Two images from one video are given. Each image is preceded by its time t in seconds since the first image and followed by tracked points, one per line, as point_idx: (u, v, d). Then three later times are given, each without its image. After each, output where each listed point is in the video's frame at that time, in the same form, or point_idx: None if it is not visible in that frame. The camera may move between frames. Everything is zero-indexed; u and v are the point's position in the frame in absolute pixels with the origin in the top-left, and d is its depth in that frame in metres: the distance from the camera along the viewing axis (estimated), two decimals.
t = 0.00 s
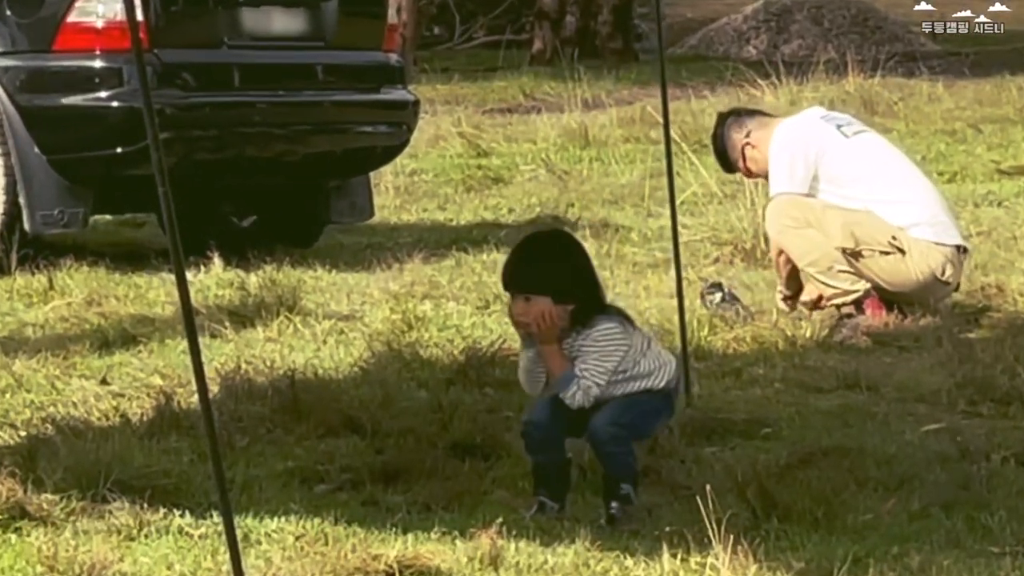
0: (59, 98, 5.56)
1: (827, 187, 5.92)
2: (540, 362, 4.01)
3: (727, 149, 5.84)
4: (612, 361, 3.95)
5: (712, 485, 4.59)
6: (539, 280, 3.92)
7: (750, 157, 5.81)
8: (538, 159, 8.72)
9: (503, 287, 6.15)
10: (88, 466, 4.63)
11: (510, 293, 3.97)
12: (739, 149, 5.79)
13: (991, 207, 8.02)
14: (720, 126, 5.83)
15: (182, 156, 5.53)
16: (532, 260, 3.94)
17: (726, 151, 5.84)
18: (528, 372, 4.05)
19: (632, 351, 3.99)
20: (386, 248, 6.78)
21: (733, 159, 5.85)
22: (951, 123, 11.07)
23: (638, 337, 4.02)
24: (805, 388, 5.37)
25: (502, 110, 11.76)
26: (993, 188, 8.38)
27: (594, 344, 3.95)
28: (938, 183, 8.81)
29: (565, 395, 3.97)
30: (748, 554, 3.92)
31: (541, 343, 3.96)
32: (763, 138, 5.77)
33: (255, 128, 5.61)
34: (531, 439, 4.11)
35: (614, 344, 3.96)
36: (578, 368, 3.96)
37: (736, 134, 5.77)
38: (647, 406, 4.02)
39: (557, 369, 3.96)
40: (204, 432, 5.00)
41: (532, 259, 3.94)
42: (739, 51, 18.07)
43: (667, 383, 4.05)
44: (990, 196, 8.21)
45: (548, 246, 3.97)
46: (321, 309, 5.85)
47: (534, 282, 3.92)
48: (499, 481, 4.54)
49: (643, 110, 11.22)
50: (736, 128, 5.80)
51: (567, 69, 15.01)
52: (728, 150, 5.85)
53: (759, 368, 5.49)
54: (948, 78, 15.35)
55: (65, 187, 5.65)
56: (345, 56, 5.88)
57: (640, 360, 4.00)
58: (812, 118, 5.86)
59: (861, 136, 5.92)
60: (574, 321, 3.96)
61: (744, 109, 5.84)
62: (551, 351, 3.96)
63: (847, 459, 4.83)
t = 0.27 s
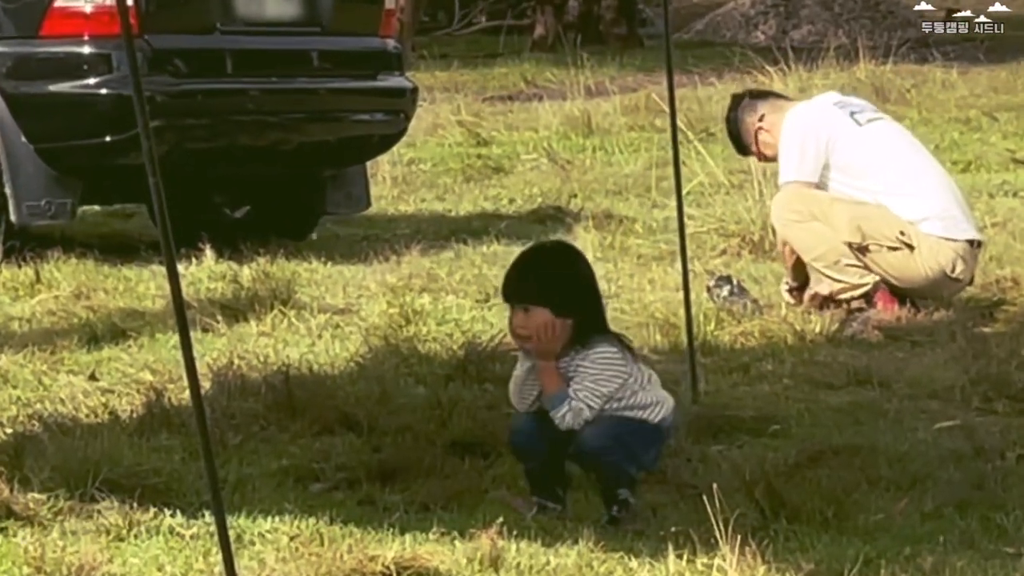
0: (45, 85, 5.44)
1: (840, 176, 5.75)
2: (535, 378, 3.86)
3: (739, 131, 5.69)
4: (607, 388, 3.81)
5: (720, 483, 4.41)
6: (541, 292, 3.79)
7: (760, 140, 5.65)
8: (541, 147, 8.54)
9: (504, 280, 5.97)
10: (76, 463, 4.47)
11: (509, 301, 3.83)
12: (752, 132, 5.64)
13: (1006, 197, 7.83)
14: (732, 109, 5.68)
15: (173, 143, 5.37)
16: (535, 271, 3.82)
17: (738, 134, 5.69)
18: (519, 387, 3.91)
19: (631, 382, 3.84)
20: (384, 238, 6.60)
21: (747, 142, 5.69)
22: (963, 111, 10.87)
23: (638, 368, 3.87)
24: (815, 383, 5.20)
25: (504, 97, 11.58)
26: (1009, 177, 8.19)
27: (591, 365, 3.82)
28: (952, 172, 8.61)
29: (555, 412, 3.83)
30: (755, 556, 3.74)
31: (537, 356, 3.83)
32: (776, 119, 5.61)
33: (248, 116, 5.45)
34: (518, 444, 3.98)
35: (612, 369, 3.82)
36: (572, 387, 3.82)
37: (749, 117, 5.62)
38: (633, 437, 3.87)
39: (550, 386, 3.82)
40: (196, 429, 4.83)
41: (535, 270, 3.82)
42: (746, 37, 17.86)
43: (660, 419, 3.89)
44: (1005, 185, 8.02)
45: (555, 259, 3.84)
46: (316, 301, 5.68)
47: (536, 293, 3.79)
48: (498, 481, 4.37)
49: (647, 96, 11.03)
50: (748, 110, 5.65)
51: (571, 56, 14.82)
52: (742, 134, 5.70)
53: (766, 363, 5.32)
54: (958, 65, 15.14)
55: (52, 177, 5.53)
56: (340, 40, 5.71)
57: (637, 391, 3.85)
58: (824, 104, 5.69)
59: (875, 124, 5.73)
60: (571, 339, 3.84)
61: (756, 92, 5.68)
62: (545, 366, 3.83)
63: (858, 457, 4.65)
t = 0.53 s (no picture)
0: (33, 72, 5.32)
1: (854, 154, 5.47)
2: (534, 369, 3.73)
3: (760, 103, 5.47)
4: (611, 380, 3.66)
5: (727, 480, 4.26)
6: (544, 278, 3.66)
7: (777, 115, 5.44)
8: (542, 137, 8.38)
9: (504, 273, 5.81)
10: (62, 461, 4.32)
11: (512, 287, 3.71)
12: (770, 105, 5.42)
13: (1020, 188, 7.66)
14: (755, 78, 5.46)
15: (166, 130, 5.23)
16: (541, 257, 3.70)
17: (760, 107, 5.47)
18: (519, 380, 3.77)
19: (636, 374, 3.70)
20: (380, 231, 6.44)
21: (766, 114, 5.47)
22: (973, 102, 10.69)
23: (643, 361, 3.74)
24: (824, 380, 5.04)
25: (504, 85, 11.41)
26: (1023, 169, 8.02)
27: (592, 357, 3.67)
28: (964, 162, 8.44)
29: (553, 405, 3.67)
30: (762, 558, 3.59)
31: (535, 346, 3.68)
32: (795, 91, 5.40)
33: (242, 102, 5.31)
34: (521, 436, 3.83)
35: (613, 362, 3.67)
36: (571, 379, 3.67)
37: (770, 88, 5.40)
38: (641, 428, 3.73)
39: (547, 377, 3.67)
40: (188, 425, 4.68)
41: (540, 256, 3.69)
42: (753, 25, 17.67)
43: (668, 412, 3.77)
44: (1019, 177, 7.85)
45: (563, 247, 3.72)
46: (311, 296, 5.52)
47: (538, 278, 3.66)
48: (499, 479, 4.22)
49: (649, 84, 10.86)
50: (769, 81, 5.43)
51: (575, 44, 14.65)
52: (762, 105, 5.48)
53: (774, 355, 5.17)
54: (968, 53, 14.95)
55: (40, 167, 5.41)
56: (338, 27, 5.57)
57: (640, 382, 3.70)
58: (835, 83, 5.43)
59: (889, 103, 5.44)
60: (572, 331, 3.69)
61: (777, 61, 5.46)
62: (543, 356, 3.68)
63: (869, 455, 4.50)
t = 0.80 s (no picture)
0: (21, 61, 5.19)
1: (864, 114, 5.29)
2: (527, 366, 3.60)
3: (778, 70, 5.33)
4: (609, 379, 3.52)
5: (735, 479, 4.11)
6: (546, 271, 3.52)
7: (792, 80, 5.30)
8: (545, 125, 8.23)
9: (505, 265, 5.65)
10: (50, 459, 4.18)
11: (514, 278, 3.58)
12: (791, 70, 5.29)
13: None
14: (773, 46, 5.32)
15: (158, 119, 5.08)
16: (545, 248, 3.55)
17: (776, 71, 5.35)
18: (516, 374, 3.64)
19: (637, 375, 3.56)
20: (379, 222, 6.29)
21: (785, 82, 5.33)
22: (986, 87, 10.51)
23: (645, 363, 3.59)
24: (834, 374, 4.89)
25: (507, 72, 11.25)
26: None
27: (587, 359, 3.53)
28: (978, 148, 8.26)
29: (544, 404, 3.55)
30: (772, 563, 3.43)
31: (531, 341, 3.56)
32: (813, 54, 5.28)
33: (236, 92, 5.18)
34: (522, 436, 3.69)
35: (609, 363, 3.52)
36: (566, 378, 3.54)
37: (789, 54, 5.28)
38: (648, 432, 3.59)
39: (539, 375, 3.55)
40: (180, 423, 4.54)
41: (544, 248, 3.55)
42: (759, 13, 17.50)
43: (675, 417, 3.62)
44: None
45: (571, 241, 3.57)
46: (307, 289, 5.38)
47: (539, 271, 3.52)
48: (499, 478, 4.06)
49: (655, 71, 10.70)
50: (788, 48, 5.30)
51: (579, 31, 14.49)
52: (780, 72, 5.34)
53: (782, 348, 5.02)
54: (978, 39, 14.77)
55: (26, 156, 5.27)
56: (335, 14, 5.46)
57: (641, 384, 3.56)
58: (843, 44, 5.25)
59: (899, 58, 5.27)
60: (570, 330, 3.55)
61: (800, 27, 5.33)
62: (537, 353, 3.55)
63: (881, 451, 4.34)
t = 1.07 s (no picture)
0: (9, 48, 5.06)
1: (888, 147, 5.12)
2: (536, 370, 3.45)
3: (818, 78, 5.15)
4: (624, 382, 3.39)
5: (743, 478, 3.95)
6: (557, 274, 3.39)
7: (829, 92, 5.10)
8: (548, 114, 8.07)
9: (506, 258, 5.50)
10: (38, 457, 4.05)
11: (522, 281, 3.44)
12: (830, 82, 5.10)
13: None
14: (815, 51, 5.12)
15: (149, 108, 4.95)
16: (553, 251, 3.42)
17: (817, 79, 5.15)
18: (522, 378, 3.49)
19: (650, 375, 3.42)
20: (377, 214, 6.14)
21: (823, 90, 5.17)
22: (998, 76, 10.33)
23: (657, 362, 3.45)
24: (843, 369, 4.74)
25: (509, 60, 11.08)
26: None
27: (603, 361, 3.40)
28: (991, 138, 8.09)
29: (557, 409, 3.41)
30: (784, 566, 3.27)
31: (542, 345, 3.42)
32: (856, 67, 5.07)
33: (228, 79, 5.09)
34: (526, 434, 3.54)
35: (624, 365, 3.39)
36: (579, 384, 3.40)
37: (830, 64, 5.07)
38: (659, 431, 3.45)
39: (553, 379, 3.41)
40: (172, 420, 4.40)
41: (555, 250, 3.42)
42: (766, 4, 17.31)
43: (685, 417, 3.48)
44: None
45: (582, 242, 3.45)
46: (303, 283, 5.24)
47: (551, 275, 3.39)
48: (500, 477, 3.92)
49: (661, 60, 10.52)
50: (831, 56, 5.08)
51: (584, 20, 14.32)
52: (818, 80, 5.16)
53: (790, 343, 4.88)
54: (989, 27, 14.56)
55: (13, 146, 5.14)
56: None
57: (654, 384, 3.42)
58: (882, 72, 5.04)
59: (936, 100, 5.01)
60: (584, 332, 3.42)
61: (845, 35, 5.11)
62: (550, 357, 3.41)
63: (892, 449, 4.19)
